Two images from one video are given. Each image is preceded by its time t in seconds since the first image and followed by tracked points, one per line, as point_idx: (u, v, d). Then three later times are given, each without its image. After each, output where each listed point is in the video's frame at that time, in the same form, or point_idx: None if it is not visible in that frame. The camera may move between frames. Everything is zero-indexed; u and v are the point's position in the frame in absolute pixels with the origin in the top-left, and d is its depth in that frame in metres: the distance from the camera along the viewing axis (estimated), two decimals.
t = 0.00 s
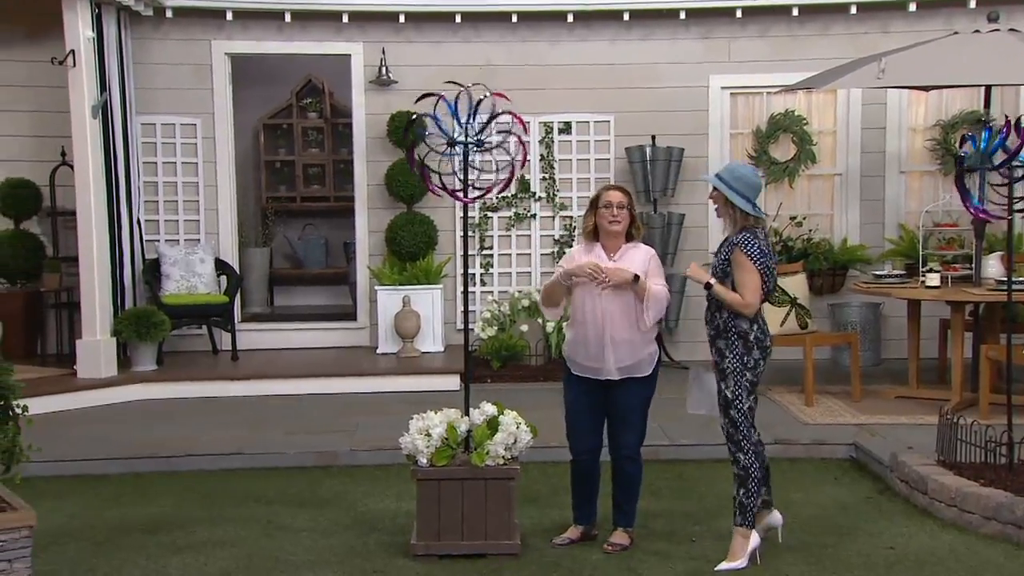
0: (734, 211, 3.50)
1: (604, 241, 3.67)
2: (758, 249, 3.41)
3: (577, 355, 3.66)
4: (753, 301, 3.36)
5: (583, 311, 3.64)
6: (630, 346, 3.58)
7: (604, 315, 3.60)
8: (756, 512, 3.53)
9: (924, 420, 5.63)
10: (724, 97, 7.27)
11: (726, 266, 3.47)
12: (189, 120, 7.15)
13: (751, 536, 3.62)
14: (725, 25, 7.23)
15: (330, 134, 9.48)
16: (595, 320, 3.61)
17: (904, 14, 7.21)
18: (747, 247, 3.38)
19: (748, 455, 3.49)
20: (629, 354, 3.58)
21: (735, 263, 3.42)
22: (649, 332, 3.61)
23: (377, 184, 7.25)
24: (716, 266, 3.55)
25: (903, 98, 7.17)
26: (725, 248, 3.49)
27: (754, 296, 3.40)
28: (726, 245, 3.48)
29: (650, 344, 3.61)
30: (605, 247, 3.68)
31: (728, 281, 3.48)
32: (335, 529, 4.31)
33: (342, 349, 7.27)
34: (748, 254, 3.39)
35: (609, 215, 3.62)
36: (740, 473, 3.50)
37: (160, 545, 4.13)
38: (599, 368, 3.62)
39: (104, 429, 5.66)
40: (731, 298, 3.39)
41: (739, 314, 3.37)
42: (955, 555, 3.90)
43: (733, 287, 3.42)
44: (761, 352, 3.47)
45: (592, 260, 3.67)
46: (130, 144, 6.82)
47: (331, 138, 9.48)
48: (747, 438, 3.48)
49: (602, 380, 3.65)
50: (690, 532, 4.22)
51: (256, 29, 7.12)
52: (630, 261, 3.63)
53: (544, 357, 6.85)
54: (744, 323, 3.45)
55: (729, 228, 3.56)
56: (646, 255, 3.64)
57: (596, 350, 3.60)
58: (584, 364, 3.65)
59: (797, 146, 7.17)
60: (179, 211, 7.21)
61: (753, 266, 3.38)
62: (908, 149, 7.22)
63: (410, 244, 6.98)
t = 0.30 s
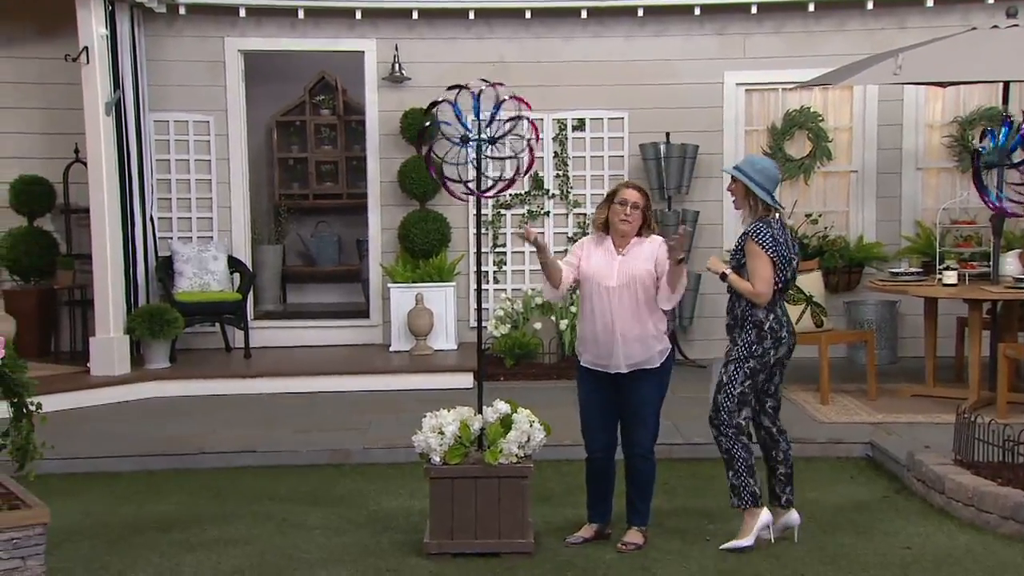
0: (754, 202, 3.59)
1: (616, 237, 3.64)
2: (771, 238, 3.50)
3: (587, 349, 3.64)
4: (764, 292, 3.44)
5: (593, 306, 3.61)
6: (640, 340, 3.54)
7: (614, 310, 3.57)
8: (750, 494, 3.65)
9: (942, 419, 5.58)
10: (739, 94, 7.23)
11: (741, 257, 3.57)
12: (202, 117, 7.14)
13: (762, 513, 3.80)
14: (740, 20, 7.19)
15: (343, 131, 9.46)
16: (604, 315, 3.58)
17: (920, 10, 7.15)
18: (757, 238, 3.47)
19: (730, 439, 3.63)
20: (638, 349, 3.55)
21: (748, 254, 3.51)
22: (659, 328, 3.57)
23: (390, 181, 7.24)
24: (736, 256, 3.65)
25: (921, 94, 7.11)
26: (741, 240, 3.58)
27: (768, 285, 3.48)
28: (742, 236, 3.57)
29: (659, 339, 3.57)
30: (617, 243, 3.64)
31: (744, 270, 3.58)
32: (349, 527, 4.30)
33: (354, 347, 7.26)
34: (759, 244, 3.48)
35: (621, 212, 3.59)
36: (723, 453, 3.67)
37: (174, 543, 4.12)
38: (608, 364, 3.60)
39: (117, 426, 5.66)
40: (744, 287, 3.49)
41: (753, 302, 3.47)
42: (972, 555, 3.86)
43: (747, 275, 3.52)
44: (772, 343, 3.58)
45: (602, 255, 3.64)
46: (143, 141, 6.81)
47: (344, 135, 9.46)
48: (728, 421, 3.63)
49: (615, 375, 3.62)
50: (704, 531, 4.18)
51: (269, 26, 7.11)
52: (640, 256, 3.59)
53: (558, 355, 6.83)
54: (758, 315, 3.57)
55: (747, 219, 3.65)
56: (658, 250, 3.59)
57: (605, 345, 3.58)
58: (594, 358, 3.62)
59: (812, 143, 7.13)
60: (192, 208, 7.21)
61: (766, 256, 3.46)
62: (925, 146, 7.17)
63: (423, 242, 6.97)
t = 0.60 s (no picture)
0: (753, 200, 3.68)
1: (628, 235, 3.61)
2: (768, 235, 3.58)
3: (596, 348, 3.62)
4: (764, 286, 3.52)
5: (604, 304, 3.59)
6: (649, 340, 3.51)
7: (623, 308, 3.54)
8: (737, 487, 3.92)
9: (959, 418, 5.54)
10: (754, 90, 7.19)
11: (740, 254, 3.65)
12: (216, 114, 7.14)
13: (731, 502, 4.06)
14: (755, 17, 7.15)
15: (356, 129, 9.43)
16: (613, 314, 3.55)
17: (938, 5, 7.09)
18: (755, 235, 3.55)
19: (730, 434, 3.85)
20: (647, 348, 3.51)
21: (746, 251, 3.59)
22: (669, 327, 3.54)
23: (403, 179, 7.22)
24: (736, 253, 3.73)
25: (938, 90, 7.06)
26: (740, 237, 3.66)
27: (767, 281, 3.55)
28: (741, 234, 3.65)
29: (668, 339, 3.53)
30: (630, 241, 3.61)
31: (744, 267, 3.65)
32: (362, 525, 4.28)
33: (367, 345, 7.24)
34: (758, 242, 3.56)
35: (633, 210, 3.56)
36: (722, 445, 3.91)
37: (187, 541, 4.11)
38: (616, 363, 3.57)
39: (130, 424, 5.66)
40: (744, 283, 3.56)
41: (754, 298, 3.55)
42: (990, 555, 3.82)
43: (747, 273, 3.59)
44: (767, 343, 3.67)
45: (614, 254, 3.61)
46: (156, 139, 6.82)
47: (357, 132, 9.45)
48: (729, 416, 3.84)
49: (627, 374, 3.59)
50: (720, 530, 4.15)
51: (283, 23, 7.10)
52: (652, 254, 3.55)
53: (571, 353, 6.80)
54: (753, 314, 3.69)
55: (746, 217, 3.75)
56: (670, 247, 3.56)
57: (614, 345, 3.55)
58: (603, 357, 3.60)
59: (828, 140, 7.10)
60: (206, 206, 7.20)
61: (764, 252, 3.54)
62: (942, 143, 7.12)
63: (437, 239, 6.95)
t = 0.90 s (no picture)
0: (735, 199, 3.67)
1: (636, 235, 3.58)
2: (744, 238, 3.55)
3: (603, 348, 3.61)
4: (740, 289, 3.48)
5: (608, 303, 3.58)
6: (648, 341, 3.47)
7: (623, 308, 3.52)
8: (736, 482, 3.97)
9: (976, 418, 5.50)
10: (769, 88, 7.15)
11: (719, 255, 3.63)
12: (229, 112, 7.13)
13: (738, 503, 4.04)
14: (771, 14, 7.12)
15: (369, 126, 9.42)
16: (615, 313, 3.54)
17: (955, 2, 7.05)
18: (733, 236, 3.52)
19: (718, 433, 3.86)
20: (649, 349, 3.48)
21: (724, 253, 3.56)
22: (673, 329, 3.49)
23: (417, 177, 7.21)
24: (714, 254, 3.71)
25: (955, 88, 7.02)
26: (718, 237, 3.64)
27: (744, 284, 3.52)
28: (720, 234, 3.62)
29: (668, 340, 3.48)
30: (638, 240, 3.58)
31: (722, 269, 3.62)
32: (375, 525, 4.26)
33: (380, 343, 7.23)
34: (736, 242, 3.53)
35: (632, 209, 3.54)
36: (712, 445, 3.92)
37: (201, 540, 4.10)
38: (621, 363, 3.55)
39: (142, 423, 5.65)
40: (720, 285, 3.53)
41: (732, 300, 3.51)
42: (1008, 556, 3.79)
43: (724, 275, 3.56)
44: (742, 339, 3.66)
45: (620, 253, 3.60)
46: (170, 137, 6.82)
47: (370, 130, 9.44)
48: (716, 416, 3.84)
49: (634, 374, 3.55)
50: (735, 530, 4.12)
51: (296, 21, 7.09)
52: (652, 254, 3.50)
53: (585, 352, 6.78)
54: (727, 310, 3.68)
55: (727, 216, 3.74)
56: (674, 247, 3.49)
57: (617, 345, 3.53)
58: (609, 356, 3.59)
59: (844, 138, 7.07)
60: (219, 204, 7.20)
61: (741, 255, 3.51)
62: (959, 141, 7.07)
63: (450, 237, 6.94)
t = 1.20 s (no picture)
0: (715, 192, 3.73)
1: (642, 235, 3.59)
2: (727, 230, 3.62)
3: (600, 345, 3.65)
4: (721, 281, 3.54)
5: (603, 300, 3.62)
6: (623, 339, 3.47)
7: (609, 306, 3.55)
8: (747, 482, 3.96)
9: (993, 418, 5.47)
10: (784, 87, 7.14)
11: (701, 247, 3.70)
12: (243, 112, 7.15)
13: (752, 501, 4.04)
14: (786, 13, 7.10)
15: (383, 126, 9.45)
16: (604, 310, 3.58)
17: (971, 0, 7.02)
18: (715, 230, 3.59)
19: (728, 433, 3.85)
20: (619, 349, 3.47)
21: (705, 245, 3.62)
22: (646, 331, 3.45)
23: (431, 177, 7.22)
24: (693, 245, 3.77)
25: (972, 87, 6.99)
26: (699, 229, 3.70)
27: (725, 275, 3.57)
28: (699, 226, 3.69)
29: (643, 340, 3.45)
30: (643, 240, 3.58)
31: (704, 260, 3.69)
32: (390, 524, 4.27)
33: (393, 343, 7.24)
34: (717, 235, 3.60)
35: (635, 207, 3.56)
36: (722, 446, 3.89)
37: (216, 538, 4.11)
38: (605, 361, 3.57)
39: (156, 422, 5.67)
40: (700, 277, 3.59)
41: (712, 292, 3.57)
42: None
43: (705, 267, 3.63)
44: (737, 332, 3.73)
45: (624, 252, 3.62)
46: (185, 136, 6.84)
47: (384, 130, 9.46)
48: (722, 416, 3.84)
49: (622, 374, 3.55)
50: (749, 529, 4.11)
51: (311, 21, 7.10)
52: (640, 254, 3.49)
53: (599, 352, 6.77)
54: (716, 304, 3.72)
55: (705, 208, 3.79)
56: (661, 249, 3.45)
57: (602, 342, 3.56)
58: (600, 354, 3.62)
59: (859, 137, 7.06)
60: (233, 204, 7.21)
61: (723, 246, 3.57)
62: (975, 140, 7.05)
63: (464, 236, 6.95)
